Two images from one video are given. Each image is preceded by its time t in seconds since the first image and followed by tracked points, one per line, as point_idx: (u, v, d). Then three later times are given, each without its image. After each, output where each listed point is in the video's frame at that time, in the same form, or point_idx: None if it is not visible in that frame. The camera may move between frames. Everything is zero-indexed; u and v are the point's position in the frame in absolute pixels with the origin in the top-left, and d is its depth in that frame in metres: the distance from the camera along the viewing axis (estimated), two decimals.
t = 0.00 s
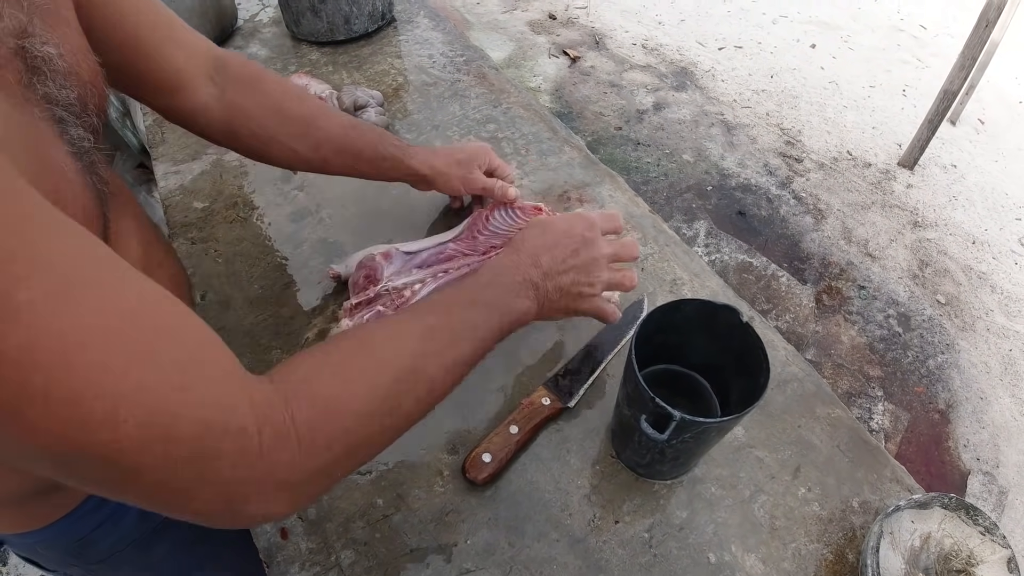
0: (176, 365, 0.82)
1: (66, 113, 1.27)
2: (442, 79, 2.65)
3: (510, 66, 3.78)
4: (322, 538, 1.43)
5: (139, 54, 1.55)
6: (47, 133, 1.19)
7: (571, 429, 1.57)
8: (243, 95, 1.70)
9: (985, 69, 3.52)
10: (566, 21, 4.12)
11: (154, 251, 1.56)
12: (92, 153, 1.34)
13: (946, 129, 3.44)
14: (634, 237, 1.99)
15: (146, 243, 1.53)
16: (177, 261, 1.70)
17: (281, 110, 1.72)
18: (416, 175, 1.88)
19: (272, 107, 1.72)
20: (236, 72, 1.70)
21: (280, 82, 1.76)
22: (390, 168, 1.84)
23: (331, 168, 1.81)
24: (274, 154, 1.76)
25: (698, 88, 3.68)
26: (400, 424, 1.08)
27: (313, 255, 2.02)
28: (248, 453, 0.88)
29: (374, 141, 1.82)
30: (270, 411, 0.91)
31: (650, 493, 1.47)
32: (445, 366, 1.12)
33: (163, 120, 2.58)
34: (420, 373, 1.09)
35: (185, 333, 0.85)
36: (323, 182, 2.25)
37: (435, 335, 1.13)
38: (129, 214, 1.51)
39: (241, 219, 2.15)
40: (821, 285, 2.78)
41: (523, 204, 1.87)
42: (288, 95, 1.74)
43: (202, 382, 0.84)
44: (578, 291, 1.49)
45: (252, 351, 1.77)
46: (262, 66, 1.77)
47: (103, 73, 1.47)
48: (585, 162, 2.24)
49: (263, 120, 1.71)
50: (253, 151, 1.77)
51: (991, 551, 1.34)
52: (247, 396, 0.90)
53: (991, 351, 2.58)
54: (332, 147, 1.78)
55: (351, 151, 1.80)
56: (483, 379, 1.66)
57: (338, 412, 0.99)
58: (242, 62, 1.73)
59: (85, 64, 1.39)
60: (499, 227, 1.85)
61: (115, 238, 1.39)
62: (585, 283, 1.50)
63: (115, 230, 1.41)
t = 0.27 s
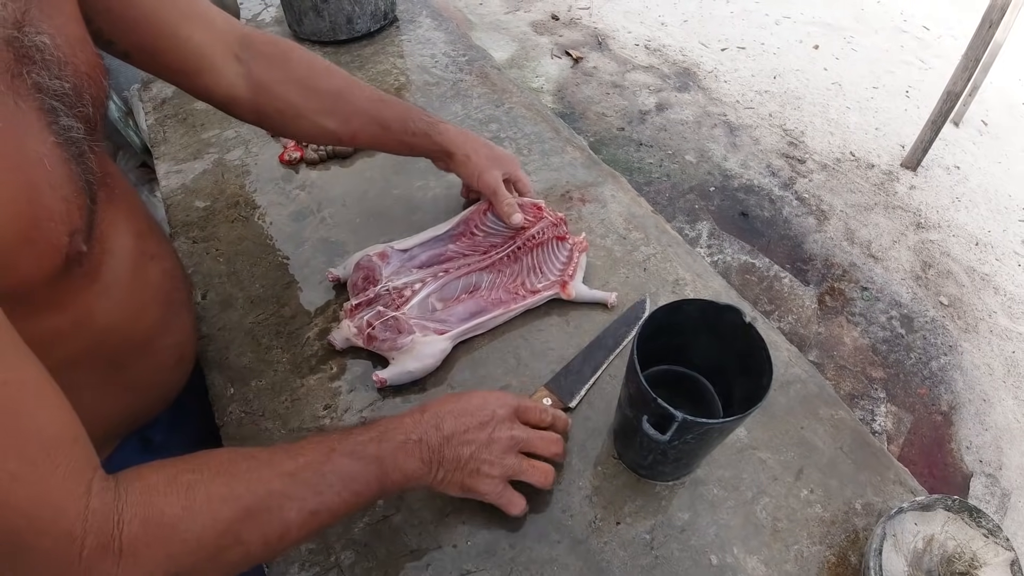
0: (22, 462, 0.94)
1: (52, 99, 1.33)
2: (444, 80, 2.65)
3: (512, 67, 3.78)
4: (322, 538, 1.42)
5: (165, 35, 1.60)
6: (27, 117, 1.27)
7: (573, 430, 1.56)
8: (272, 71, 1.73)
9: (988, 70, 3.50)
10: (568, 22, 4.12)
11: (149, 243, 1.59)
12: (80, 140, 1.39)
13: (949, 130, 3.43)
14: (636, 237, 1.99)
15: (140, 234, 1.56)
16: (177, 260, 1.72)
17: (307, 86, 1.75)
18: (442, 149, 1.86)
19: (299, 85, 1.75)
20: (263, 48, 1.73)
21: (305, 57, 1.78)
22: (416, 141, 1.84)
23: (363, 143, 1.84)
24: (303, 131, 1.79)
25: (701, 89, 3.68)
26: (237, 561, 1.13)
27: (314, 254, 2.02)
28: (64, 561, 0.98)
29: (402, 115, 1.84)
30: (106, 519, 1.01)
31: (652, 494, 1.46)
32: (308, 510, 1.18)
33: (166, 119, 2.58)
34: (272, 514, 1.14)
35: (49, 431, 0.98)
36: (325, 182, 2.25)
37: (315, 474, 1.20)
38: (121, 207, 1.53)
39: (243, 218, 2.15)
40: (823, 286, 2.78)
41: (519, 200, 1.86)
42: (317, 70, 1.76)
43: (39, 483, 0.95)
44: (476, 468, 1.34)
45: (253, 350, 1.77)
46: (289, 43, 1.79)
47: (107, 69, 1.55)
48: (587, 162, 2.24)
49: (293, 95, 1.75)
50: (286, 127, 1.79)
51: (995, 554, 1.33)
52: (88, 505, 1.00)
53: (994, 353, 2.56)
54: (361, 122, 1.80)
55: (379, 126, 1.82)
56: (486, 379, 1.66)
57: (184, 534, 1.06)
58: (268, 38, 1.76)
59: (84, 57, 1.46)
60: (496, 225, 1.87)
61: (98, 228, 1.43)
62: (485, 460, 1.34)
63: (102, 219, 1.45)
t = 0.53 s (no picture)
0: None
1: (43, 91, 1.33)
2: (444, 79, 2.64)
3: (513, 67, 3.77)
4: (319, 538, 1.42)
5: (160, 27, 1.60)
6: (15, 106, 1.27)
7: (571, 430, 1.56)
8: (268, 66, 1.71)
9: (990, 70, 3.50)
10: (569, 22, 4.12)
11: (140, 234, 1.58)
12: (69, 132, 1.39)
13: (951, 130, 3.42)
14: (636, 237, 1.98)
15: (130, 225, 1.56)
16: (168, 251, 1.72)
17: (304, 82, 1.73)
18: (441, 145, 1.83)
19: (295, 80, 1.72)
20: (261, 44, 1.72)
21: (304, 54, 1.76)
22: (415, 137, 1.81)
23: (360, 140, 1.80)
24: (299, 128, 1.76)
25: (702, 89, 3.67)
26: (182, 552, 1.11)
27: (312, 254, 2.02)
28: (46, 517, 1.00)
29: (401, 111, 1.81)
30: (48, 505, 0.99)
31: (650, 495, 1.46)
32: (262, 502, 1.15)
33: (165, 119, 2.58)
34: (224, 507, 1.12)
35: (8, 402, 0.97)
36: (324, 181, 2.25)
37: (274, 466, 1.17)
38: (111, 198, 1.52)
39: (242, 217, 2.15)
40: (824, 287, 2.77)
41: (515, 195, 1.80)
42: (314, 65, 1.75)
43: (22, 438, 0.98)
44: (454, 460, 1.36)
45: (252, 349, 1.77)
46: (288, 40, 1.78)
47: (102, 60, 1.55)
48: (587, 162, 2.23)
49: (289, 90, 1.72)
50: (282, 123, 1.76)
51: (995, 555, 1.32)
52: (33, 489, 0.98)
53: (995, 354, 2.55)
54: (358, 117, 1.77)
55: (377, 122, 1.79)
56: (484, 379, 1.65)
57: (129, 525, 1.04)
58: (267, 35, 1.75)
59: (78, 50, 1.46)
60: (494, 223, 1.81)
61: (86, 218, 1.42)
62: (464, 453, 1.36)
63: (90, 209, 1.44)
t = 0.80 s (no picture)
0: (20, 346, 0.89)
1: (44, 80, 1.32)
2: (443, 79, 2.64)
3: (513, 67, 3.77)
4: (317, 537, 1.42)
5: (149, 29, 1.59)
6: (18, 90, 1.25)
7: (570, 431, 1.56)
8: (256, 71, 1.71)
9: (990, 71, 3.49)
10: (570, 22, 4.12)
11: (135, 226, 1.57)
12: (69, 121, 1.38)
13: (951, 131, 3.42)
14: (635, 237, 1.98)
15: (128, 215, 1.55)
16: (162, 244, 1.72)
17: (291, 84, 1.73)
18: (431, 149, 1.83)
19: (284, 83, 1.72)
20: (250, 49, 1.72)
21: (292, 58, 1.77)
22: (403, 140, 1.81)
23: (347, 144, 1.80)
24: (286, 132, 1.77)
25: (702, 89, 3.67)
26: (238, 427, 1.16)
27: (312, 253, 2.02)
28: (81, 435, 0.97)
29: (388, 116, 1.81)
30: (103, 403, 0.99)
31: (649, 496, 1.46)
32: (300, 368, 1.20)
33: (165, 118, 2.58)
34: (267, 375, 1.16)
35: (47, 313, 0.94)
36: (324, 181, 2.25)
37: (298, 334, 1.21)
38: (109, 188, 1.52)
39: (241, 216, 2.15)
40: (824, 287, 2.77)
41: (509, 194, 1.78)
42: (302, 69, 1.75)
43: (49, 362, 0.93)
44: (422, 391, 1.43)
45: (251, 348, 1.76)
46: (276, 44, 1.78)
47: (98, 56, 1.55)
48: (586, 162, 2.23)
49: (277, 94, 1.72)
50: (269, 125, 1.76)
51: (994, 557, 1.32)
52: (88, 385, 0.98)
53: (995, 355, 2.55)
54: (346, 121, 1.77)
55: (365, 126, 1.79)
56: (482, 379, 1.65)
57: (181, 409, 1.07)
58: (256, 40, 1.75)
59: (75, 45, 1.46)
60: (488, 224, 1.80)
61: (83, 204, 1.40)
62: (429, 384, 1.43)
63: (88, 197, 1.42)
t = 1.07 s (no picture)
0: (40, 291, 0.89)
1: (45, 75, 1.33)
2: (444, 78, 2.64)
3: (514, 67, 3.77)
4: (316, 536, 1.42)
5: (162, 23, 1.59)
6: (18, 82, 1.26)
7: (570, 430, 1.55)
8: (270, 71, 1.70)
9: (992, 71, 3.49)
10: (571, 21, 4.11)
11: (137, 224, 1.57)
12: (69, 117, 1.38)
13: (952, 131, 3.42)
14: (635, 236, 1.98)
15: (128, 214, 1.55)
16: (164, 246, 1.72)
17: (305, 84, 1.72)
18: (443, 153, 1.83)
19: (298, 83, 1.72)
20: (265, 48, 1.72)
21: (305, 57, 1.76)
22: (418, 145, 1.80)
23: (361, 147, 1.79)
24: (300, 131, 1.76)
25: (703, 89, 3.66)
26: (270, 394, 1.14)
27: (312, 253, 2.02)
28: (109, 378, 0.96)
29: (402, 119, 1.80)
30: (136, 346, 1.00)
31: (649, 495, 1.45)
32: (334, 333, 1.21)
33: (165, 117, 2.58)
34: (301, 336, 1.17)
35: (73, 265, 0.95)
36: (325, 180, 2.24)
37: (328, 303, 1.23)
38: (109, 185, 1.51)
39: (241, 216, 2.15)
40: (825, 287, 2.76)
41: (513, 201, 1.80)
42: (317, 69, 1.74)
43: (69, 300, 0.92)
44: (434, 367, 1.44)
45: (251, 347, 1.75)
46: (290, 43, 1.78)
47: (104, 55, 1.56)
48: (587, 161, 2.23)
49: (290, 94, 1.71)
50: (282, 126, 1.75)
51: (995, 556, 1.32)
52: (118, 327, 0.98)
53: (996, 355, 2.55)
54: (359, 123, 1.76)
55: (379, 128, 1.78)
56: (483, 378, 1.65)
57: (213, 361, 1.07)
58: (271, 39, 1.74)
59: (80, 43, 1.47)
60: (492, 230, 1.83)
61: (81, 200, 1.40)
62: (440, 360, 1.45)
63: (86, 192, 1.42)
